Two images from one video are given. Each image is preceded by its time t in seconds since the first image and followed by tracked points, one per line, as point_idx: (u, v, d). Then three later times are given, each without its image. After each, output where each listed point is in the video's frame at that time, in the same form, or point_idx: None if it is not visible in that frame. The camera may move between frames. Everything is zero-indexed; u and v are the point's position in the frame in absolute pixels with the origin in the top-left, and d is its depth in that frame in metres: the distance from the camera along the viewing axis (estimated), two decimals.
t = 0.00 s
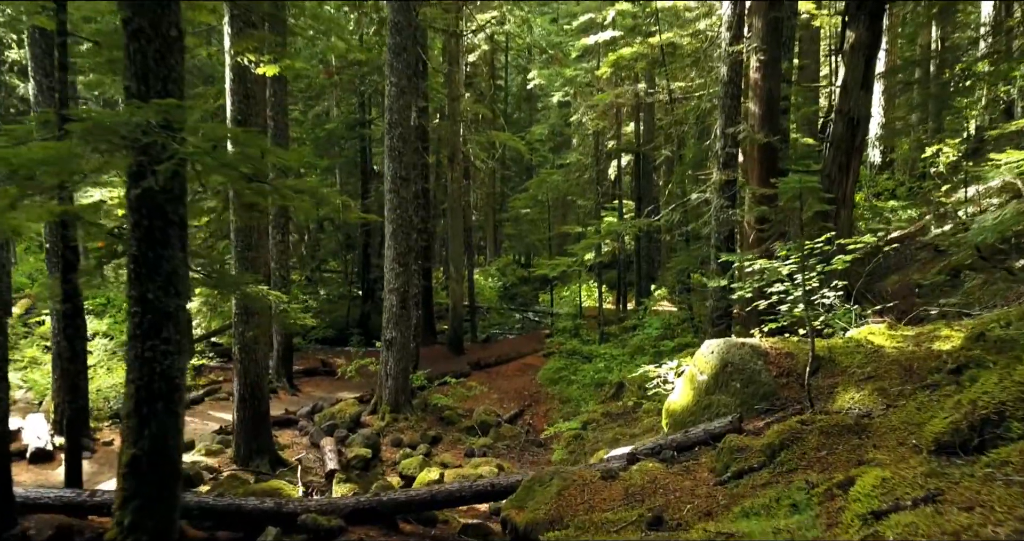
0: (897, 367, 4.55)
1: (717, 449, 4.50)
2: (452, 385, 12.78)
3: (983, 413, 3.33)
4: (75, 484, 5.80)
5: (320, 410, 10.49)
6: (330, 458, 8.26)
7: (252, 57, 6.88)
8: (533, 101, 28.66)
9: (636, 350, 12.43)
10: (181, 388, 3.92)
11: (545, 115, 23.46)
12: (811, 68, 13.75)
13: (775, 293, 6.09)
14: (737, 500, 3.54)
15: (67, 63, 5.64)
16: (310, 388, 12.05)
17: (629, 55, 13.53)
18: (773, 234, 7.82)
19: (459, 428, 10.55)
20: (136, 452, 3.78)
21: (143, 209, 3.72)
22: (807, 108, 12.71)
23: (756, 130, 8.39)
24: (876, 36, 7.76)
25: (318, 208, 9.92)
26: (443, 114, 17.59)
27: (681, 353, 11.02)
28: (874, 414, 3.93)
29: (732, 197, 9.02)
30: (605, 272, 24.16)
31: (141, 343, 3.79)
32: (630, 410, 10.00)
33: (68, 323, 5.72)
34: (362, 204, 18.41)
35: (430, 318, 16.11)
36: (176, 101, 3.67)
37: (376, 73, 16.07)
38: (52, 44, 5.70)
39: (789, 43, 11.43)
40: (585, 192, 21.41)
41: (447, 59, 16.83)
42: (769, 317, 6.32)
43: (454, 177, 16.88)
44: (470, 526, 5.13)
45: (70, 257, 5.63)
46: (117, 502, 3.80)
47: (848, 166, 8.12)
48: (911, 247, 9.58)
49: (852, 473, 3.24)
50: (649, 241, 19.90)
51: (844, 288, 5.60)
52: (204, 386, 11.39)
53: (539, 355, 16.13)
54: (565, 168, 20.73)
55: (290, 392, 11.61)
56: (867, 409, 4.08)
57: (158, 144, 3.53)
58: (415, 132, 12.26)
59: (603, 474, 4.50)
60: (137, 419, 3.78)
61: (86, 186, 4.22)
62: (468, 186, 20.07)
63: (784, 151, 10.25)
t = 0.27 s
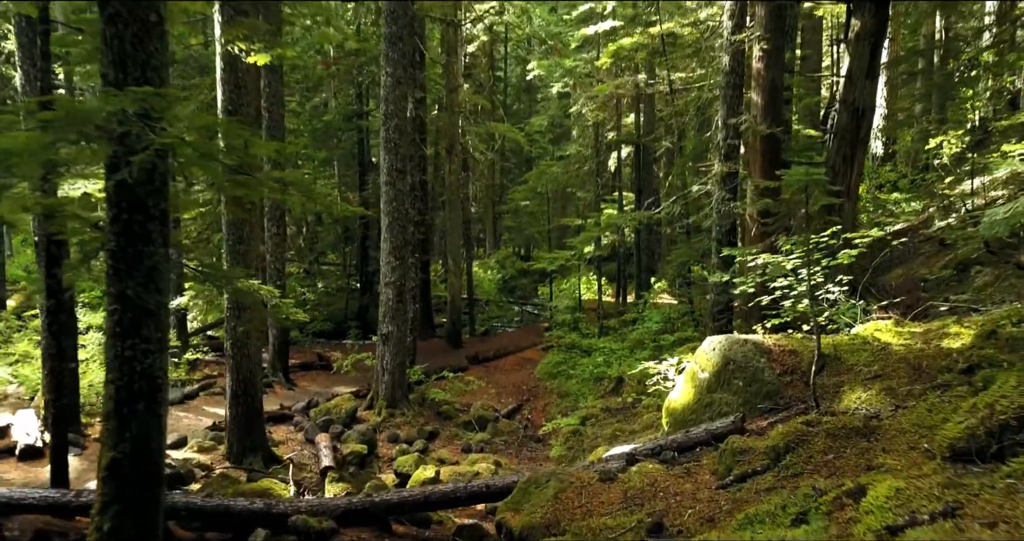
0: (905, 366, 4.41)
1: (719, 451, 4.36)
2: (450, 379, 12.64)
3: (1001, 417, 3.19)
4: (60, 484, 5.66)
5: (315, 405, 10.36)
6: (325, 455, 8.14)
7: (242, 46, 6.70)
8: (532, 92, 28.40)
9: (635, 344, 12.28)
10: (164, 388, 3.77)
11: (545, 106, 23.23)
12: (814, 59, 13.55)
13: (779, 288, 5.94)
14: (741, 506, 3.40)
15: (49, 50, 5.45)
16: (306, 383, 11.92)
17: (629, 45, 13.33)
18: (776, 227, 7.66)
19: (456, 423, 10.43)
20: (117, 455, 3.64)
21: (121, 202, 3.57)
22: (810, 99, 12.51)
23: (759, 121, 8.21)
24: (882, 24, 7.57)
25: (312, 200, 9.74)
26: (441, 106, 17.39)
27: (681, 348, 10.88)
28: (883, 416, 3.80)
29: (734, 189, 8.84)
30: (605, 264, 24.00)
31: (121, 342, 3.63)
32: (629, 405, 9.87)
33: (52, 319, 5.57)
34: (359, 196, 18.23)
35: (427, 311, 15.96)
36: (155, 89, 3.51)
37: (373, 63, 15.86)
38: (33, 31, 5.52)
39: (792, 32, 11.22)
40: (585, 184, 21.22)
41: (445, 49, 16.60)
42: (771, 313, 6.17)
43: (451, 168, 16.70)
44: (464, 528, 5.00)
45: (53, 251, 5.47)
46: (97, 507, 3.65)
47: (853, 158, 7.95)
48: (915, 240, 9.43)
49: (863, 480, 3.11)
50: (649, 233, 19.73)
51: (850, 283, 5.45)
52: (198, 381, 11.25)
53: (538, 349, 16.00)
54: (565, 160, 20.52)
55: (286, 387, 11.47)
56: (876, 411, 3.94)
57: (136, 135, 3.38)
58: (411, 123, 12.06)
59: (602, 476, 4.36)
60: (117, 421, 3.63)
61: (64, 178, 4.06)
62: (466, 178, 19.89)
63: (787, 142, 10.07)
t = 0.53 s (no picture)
0: (917, 366, 4.24)
1: (721, 453, 4.20)
2: (447, 373, 12.48)
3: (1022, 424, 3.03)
4: (41, 485, 5.52)
5: (310, 400, 10.21)
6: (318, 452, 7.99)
7: (230, 34, 6.49)
8: (532, 83, 28.14)
9: (635, 338, 12.11)
10: (140, 390, 3.60)
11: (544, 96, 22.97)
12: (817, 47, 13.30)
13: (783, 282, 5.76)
14: (746, 514, 3.24)
15: (27, 36, 5.24)
16: (301, 378, 11.76)
17: (629, 34, 13.08)
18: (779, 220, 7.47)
19: (453, 419, 10.26)
20: (91, 460, 3.47)
21: (94, 195, 3.39)
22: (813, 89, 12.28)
23: (763, 111, 8.01)
24: (889, 11, 7.36)
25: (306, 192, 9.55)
26: (439, 96, 17.16)
27: (682, 343, 10.70)
28: (894, 420, 3.64)
29: (736, 181, 8.65)
30: (605, 257, 23.80)
31: (94, 343, 3.45)
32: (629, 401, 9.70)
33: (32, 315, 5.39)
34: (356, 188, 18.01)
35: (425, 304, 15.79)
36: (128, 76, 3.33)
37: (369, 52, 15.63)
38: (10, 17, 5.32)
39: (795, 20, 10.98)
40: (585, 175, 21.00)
41: (442, 38, 16.35)
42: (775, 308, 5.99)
43: (449, 159, 16.50)
44: (458, 531, 4.84)
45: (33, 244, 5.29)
46: (71, 515, 3.49)
47: (858, 149, 7.76)
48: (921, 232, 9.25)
49: (876, 490, 2.95)
50: (649, 225, 19.52)
51: (857, 278, 5.27)
52: (191, 375, 11.09)
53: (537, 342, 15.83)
54: (564, 150, 20.29)
55: (281, 381, 11.32)
56: (886, 414, 3.78)
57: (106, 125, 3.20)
58: (408, 112, 11.85)
59: (599, 479, 4.20)
60: (91, 425, 3.46)
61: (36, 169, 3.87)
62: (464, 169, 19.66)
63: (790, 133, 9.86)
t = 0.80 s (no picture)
0: (928, 368, 4.09)
1: (723, 457, 4.06)
2: (445, 369, 12.34)
3: None
4: (26, 487, 5.39)
5: (305, 397, 10.07)
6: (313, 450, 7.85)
7: (218, 22, 6.31)
8: (531, 75, 27.92)
9: (635, 333, 11.96)
10: (119, 394, 3.45)
11: (543, 88, 22.76)
12: (820, 39, 13.12)
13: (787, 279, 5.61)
14: (750, 525, 3.09)
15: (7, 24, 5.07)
16: (297, 374, 11.62)
17: (629, 25, 12.88)
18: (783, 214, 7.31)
19: (451, 415, 10.13)
20: (66, 467, 3.33)
21: (68, 191, 3.23)
22: (816, 81, 12.10)
23: (765, 103, 7.84)
24: None
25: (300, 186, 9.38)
26: (437, 87, 16.97)
27: (682, 339, 10.55)
28: (905, 424, 3.49)
29: (738, 174, 8.48)
30: (604, 250, 23.64)
31: (69, 345, 3.30)
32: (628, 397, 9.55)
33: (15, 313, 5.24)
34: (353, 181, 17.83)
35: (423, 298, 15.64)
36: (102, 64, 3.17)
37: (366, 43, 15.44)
38: None
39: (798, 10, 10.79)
40: (584, 168, 20.81)
41: (440, 29, 16.14)
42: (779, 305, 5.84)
43: (447, 152, 16.32)
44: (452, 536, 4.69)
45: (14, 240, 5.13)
46: (46, 523, 3.35)
47: (863, 141, 7.59)
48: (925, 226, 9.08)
49: (890, 502, 2.81)
50: (649, 219, 19.35)
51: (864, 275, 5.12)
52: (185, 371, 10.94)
53: (536, 337, 15.68)
54: (564, 143, 20.09)
55: (276, 377, 11.19)
56: (895, 418, 3.63)
57: (77, 117, 3.05)
58: (404, 104, 11.68)
59: (597, 483, 4.07)
60: (67, 430, 3.32)
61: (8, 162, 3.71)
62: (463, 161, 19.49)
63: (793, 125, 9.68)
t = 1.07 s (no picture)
0: (941, 371, 3.92)
1: (726, 463, 3.89)
2: (442, 365, 12.17)
3: None
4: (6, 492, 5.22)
5: (300, 394, 9.90)
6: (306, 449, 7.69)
7: (205, 11, 6.10)
8: (531, 67, 27.64)
9: (635, 329, 11.80)
10: (92, 401, 3.28)
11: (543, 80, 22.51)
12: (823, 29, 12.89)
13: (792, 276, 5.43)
14: None
15: None
16: (292, 370, 11.45)
17: (629, 15, 12.67)
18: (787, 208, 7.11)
19: (447, 413, 9.97)
20: (35, 478, 3.16)
21: (34, 186, 3.05)
22: (819, 72, 11.88)
23: (769, 95, 7.63)
24: None
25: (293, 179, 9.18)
26: (434, 79, 16.74)
27: (683, 335, 10.37)
28: (919, 433, 3.32)
29: (741, 167, 8.30)
30: (604, 243, 23.45)
31: (37, 349, 3.12)
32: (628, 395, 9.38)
33: None
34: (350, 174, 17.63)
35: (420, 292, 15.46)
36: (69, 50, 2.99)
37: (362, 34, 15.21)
38: None
39: None
40: (584, 160, 20.59)
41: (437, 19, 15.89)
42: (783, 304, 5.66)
43: (444, 144, 16.11)
44: None
45: None
46: (15, 537, 3.18)
47: (869, 134, 7.40)
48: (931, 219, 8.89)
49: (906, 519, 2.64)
50: (649, 212, 19.17)
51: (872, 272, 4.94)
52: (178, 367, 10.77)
53: (534, 332, 15.51)
54: (564, 136, 19.87)
55: (271, 374, 11.02)
56: (908, 425, 3.46)
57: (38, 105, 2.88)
58: (400, 95, 11.45)
59: (594, 491, 3.90)
60: (35, 439, 3.15)
61: None
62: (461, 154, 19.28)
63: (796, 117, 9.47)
